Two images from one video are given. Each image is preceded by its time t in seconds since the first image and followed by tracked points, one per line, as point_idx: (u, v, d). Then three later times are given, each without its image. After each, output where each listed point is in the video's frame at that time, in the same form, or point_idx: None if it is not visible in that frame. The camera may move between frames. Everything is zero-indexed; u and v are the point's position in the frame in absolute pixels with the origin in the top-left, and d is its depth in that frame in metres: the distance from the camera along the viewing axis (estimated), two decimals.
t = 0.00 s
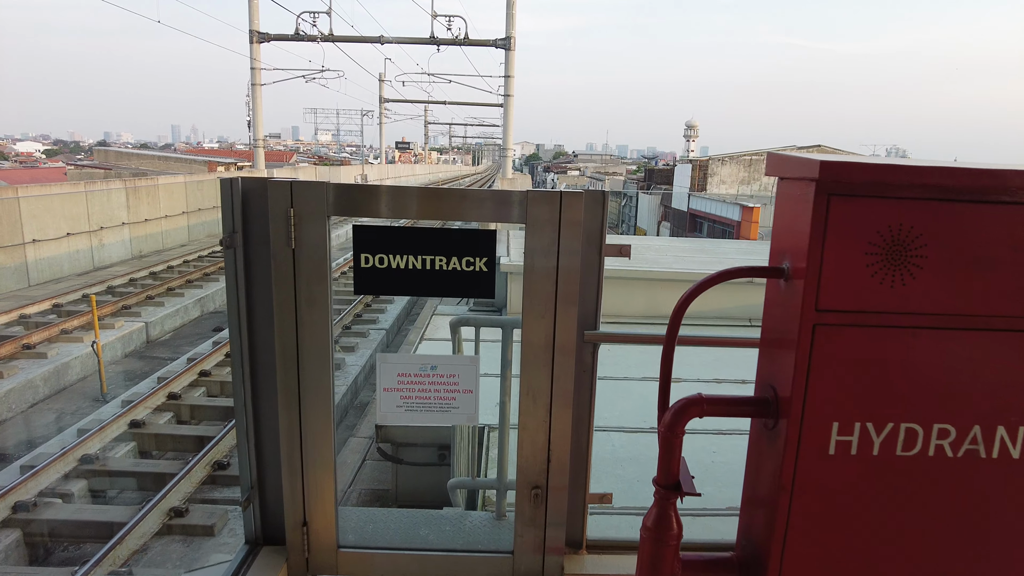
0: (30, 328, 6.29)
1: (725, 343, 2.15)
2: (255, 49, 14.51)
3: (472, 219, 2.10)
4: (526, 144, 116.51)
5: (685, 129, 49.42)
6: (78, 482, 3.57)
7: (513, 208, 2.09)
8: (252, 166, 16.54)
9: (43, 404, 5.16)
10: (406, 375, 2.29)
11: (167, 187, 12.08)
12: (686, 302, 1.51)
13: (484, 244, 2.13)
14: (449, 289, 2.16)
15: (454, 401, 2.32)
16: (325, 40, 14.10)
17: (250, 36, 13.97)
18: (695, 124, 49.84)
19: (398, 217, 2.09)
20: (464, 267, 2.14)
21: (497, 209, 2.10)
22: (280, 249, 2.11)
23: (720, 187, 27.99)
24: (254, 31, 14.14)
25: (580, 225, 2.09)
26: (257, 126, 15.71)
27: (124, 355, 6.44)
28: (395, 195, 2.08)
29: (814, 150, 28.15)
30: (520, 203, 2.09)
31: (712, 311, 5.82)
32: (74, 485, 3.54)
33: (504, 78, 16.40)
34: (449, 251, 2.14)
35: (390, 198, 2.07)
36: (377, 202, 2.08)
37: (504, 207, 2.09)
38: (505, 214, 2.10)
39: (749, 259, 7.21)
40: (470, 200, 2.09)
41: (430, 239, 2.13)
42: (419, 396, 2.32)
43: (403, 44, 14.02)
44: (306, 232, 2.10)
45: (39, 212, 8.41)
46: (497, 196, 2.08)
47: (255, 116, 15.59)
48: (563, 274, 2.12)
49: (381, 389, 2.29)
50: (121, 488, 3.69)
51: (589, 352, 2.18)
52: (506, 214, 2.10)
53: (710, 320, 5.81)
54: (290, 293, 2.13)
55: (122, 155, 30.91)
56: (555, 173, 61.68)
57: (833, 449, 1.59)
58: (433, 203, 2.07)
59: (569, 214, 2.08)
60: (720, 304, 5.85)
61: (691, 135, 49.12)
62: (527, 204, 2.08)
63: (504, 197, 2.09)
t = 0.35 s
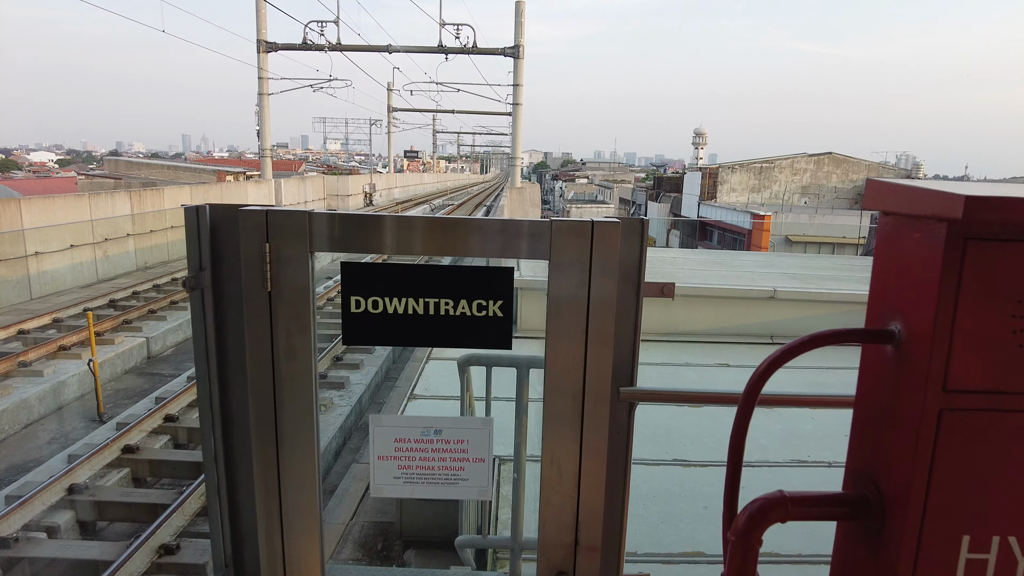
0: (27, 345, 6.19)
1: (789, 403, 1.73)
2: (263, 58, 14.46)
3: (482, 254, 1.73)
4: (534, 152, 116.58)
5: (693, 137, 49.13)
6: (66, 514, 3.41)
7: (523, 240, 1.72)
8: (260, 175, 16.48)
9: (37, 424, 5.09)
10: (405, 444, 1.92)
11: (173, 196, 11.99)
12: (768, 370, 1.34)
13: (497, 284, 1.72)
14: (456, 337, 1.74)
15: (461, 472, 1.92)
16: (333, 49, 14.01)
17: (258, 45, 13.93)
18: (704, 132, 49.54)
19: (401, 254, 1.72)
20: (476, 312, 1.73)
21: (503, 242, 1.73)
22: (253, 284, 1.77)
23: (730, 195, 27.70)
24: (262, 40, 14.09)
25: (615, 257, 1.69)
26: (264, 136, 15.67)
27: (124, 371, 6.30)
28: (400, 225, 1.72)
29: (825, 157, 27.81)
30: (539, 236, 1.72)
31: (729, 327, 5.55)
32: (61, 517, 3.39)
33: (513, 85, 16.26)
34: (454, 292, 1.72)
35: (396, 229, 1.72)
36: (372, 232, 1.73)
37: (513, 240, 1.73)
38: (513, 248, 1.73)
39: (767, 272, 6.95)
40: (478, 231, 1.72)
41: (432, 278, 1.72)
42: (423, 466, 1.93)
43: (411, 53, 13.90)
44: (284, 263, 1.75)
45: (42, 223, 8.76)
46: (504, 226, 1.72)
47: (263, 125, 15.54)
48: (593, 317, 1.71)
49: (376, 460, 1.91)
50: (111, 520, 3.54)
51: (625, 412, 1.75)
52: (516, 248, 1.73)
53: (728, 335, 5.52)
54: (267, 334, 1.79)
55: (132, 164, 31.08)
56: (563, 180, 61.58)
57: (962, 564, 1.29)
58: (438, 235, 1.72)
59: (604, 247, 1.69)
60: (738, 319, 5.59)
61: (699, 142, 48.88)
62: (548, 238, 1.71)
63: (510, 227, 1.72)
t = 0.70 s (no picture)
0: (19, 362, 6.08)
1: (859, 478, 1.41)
2: (267, 70, 14.43)
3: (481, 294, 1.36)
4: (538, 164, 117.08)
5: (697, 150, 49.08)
6: (44, 549, 3.20)
7: (527, 272, 1.35)
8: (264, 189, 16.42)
9: (22, 448, 4.89)
10: (402, 529, 1.51)
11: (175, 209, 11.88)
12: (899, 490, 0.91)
13: (512, 329, 1.38)
14: (466, 396, 1.40)
15: (473, 566, 1.51)
16: (337, 61, 13.93)
17: (262, 56, 13.90)
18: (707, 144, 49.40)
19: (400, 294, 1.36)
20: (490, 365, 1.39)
21: (501, 275, 1.35)
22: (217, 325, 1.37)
23: (736, 207, 27.51)
24: (266, 52, 14.07)
25: (654, 304, 1.32)
26: (268, 148, 15.61)
27: (119, 390, 6.12)
28: (390, 256, 1.35)
29: (829, 169, 27.68)
30: (550, 267, 1.34)
31: (747, 348, 5.44)
32: (39, 553, 3.17)
33: (518, 97, 16.17)
34: (462, 340, 1.38)
35: (389, 263, 1.34)
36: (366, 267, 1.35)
37: (517, 274, 1.35)
38: (516, 284, 1.35)
39: (784, 289, 6.74)
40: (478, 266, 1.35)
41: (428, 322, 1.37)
42: (423, 559, 1.52)
43: (415, 65, 13.83)
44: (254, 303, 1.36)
45: (41, 237, 8.62)
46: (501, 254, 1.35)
47: (266, 137, 15.48)
48: (634, 369, 1.34)
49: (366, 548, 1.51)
50: (92, 555, 3.33)
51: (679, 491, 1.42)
52: (522, 284, 1.35)
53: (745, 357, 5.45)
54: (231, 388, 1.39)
55: (136, 175, 31.18)
56: (567, 192, 61.68)
57: None
58: (434, 270, 1.35)
59: (651, 288, 1.32)
60: (757, 339, 5.43)
61: (703, 154, 48.80)
62: (563, 271, 1.34)
63: (508, 255, 1.35)
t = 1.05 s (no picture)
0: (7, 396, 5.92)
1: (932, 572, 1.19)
2: (270, 98, 14.51)
3: (484, 371, 1.41)
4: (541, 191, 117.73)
5: (699, 178, 49.13)
6: None
7: (535, 353, 1.40)
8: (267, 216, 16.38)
9: (4, 489, 4.66)
10: None
11: (174, 237, 11.78)
12: None
13: (547, 440, 1.46)
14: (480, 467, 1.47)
15: None
16: (342, 90, 14.03)
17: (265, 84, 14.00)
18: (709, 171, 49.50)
19: (401, 378, 1.40)
20: (518, 475, 1.47)
21: (501, 352, 1.40)
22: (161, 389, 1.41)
23: (739, 234, 27.35)
24: (269, 81, 14.18)
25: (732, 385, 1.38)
26: (271, 176, 15.62)
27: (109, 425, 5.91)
28: (401, 338, 1.40)
29: (832, 196, 27.58)
30: (553, 346, 1.40)
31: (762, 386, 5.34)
32: None
33: (521, 126, 16.23)
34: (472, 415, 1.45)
35: (401, 344, 1.40)
36: (358, 345, 1.40)
37: (522, 353, 1.40)
38: (518, 363, 1.41)
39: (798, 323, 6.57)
40: (469, 354, 1.40)
41: (425, 408, 1.44)
42: None
43: (419, 94, 13.91)
44: (206, 372, 1.41)
45: (35, 265, 8.48)
46: (494, 335, 1.40)
47: (269, 164, 15.49)
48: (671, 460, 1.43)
49: None
50: None
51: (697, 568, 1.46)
52: (525, 372, 1.41)
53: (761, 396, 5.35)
54: (180, 461, 1.43)
55: (139, 202, 31.24)
56: (569, 219, 61.74)
57: None
58: (442, 350, 1.40)
59: (730, 371, 1.37)
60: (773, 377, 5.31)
61: (705, 181, 48.84)
62: (567, 350, 1.40)
63: (511, 333, 1.40)
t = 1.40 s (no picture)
0: None
1: None
2: (277, 114, 14.53)
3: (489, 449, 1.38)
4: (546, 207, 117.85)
5: (704, 194, 48.96)
6: None
7: (544, 427, 1.37)
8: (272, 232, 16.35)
9: None
10: None
11: (178, 253, 11.71)
12: None
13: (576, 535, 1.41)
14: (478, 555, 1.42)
15: None
16: (348, 105, 14.00)
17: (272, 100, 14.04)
18: (715, 187, 49.34)
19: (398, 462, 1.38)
20: None
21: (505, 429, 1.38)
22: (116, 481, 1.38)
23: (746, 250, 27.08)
24: (276, 97, 14.22)
25: (872, 463, 1.33)
26: (277, 192, 15.55)
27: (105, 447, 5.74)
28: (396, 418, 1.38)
29: (840, 211, 27.33)
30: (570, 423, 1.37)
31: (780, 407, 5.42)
32: None
33: (527, 142, 16.16)
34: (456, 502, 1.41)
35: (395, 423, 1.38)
36: (354, 425, 1.38)
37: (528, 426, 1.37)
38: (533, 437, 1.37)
39: (817, 343, 6.36)
40: (460, 436, 1.38)
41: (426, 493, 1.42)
42: None
43: (426, 110, 13.85)
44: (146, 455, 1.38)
45: (35, 281, 8.37)
46: (493, 414, 1.38)
47: (275, 180, 15.47)
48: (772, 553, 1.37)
49: None
50: None
51: None
52: (532, 455, 1.37)
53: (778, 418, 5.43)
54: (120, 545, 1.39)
55: (147, 217, 31.36)
56: (575, 235, 61.60)
57: None
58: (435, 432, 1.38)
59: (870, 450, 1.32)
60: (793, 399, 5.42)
61: (711, 197, 48.63)
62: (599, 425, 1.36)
63: (517, 408, 1.37)
